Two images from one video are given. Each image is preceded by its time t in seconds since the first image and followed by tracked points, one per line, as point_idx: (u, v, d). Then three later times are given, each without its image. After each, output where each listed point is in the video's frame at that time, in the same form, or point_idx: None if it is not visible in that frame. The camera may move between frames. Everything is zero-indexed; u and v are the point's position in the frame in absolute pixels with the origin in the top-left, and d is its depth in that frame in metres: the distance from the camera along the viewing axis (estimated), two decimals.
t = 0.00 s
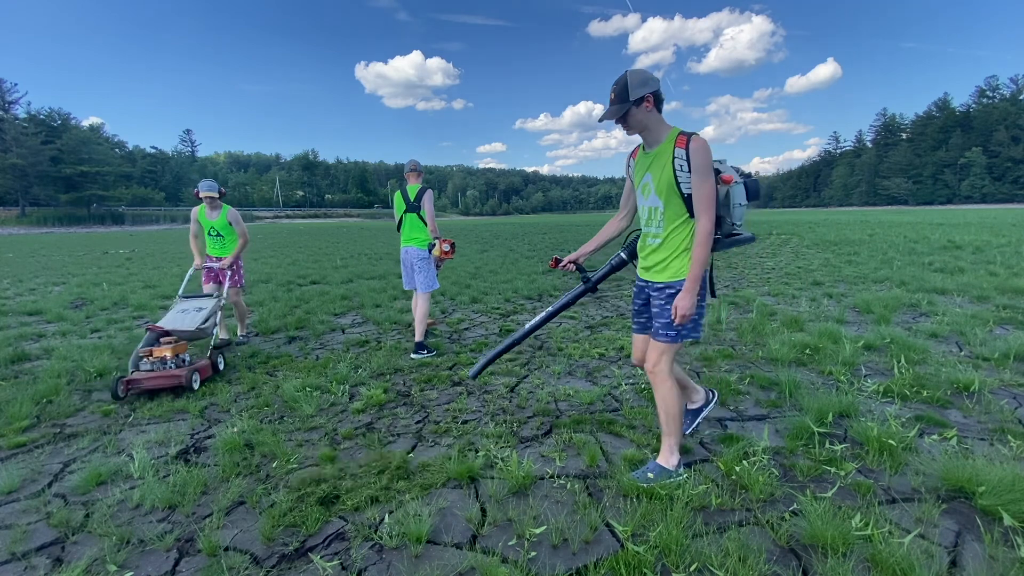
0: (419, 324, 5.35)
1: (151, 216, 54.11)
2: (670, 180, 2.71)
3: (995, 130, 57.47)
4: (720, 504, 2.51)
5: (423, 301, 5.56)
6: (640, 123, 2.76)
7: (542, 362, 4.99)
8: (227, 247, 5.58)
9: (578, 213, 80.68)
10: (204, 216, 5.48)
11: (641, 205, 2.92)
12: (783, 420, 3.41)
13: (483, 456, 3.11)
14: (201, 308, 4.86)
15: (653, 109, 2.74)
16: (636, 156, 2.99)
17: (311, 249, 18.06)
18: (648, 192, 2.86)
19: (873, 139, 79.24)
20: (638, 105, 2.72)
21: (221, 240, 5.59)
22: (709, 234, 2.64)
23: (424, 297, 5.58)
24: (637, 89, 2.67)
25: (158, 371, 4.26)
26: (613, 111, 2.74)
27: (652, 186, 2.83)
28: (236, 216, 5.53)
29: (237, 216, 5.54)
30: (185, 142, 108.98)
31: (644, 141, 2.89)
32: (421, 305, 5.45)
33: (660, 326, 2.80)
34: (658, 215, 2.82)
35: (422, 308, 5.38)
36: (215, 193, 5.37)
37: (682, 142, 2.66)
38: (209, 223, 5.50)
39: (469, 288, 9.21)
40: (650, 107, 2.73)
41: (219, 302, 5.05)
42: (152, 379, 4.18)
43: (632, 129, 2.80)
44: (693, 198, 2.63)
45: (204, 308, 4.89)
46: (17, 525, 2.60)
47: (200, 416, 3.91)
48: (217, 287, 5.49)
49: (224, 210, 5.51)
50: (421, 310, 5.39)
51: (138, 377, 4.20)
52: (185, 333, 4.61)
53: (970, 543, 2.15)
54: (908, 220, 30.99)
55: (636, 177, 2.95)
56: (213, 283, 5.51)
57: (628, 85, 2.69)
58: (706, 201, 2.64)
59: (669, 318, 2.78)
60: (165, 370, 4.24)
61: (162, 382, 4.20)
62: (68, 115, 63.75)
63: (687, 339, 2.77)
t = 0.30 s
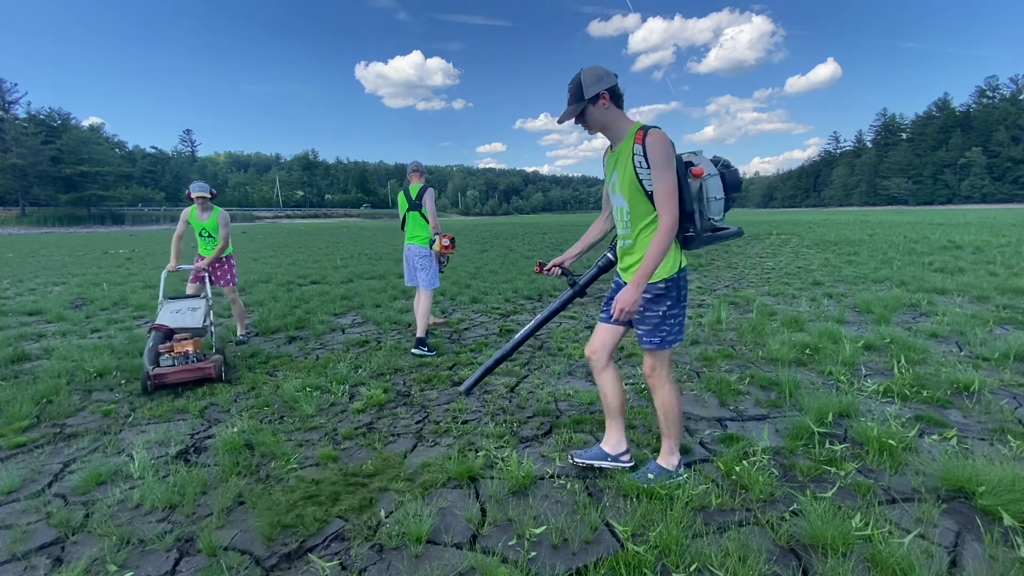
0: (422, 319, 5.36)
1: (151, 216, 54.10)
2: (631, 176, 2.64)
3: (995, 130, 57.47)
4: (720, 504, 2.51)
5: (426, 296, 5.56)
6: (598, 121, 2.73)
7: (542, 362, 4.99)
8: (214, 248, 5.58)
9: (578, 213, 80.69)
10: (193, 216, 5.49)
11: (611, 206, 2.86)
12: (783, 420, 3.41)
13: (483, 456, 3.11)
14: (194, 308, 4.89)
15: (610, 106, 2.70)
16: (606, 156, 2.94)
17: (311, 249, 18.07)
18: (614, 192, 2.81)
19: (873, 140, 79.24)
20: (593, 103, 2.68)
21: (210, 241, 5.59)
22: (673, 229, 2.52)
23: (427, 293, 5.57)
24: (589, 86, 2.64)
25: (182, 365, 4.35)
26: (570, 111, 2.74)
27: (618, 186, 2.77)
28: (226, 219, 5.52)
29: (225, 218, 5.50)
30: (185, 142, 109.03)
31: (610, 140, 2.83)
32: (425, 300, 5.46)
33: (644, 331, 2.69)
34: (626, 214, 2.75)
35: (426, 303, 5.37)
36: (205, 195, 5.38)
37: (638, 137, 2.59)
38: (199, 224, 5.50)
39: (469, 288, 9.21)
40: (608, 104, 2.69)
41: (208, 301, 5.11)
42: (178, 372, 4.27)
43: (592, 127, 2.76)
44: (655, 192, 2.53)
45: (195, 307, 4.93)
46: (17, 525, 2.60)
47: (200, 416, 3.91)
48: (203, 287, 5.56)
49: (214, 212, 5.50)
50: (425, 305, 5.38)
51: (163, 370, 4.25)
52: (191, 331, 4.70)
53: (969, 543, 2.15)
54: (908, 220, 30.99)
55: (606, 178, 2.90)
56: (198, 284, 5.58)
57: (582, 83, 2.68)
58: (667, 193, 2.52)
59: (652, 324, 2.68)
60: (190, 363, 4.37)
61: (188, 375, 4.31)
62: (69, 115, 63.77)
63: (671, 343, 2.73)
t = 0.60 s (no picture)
0: (423, 316, 5.35)
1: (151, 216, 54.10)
2: (580, 177, 2.58)
3: (995, 131, 57.49)
4: (720, 504, 2.51)
5: (427, 294, 5.55)
6: (548, 131, 2.67)
7: (542, 362, 4.99)
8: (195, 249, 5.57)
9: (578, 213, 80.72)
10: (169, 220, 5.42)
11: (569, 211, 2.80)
12: (784, 420, 3.41)
13: (483, 456, 3.11)
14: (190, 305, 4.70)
15: (560, 114, 2.64)
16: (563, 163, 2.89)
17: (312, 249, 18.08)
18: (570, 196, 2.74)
19: (873, 140, 79.26)
20: (543, 113, 2.63)
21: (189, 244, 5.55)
22: (623, 229, 2.44)
23: (429, 291, 5.56)
24: (536, 97, 2.60)
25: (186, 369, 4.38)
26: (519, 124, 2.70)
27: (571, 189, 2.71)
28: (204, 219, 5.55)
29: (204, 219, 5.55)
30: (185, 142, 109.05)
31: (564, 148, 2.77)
32: (427, 297, 5.46)
33: (611, 341, 2.62)
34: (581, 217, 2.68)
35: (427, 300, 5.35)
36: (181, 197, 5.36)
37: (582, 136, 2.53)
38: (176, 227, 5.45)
39: (469, 288, 9.21)
40: (556, 112, 2.63)
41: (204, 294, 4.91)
42: (184, 377, 4.30)
43: (545, 138, 2.71)
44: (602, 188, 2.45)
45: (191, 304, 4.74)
46: (17, 524, 2.60)
47: (200, 416, 3.91)
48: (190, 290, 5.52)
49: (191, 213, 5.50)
50: (427, 302, 5.36)
51: (167, 377, 4.24)
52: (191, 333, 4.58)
53: (969, 543, 2.15)
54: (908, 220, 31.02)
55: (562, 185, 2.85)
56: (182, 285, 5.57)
57: (528, 95, 2.63)
58: (616, 187, 2.44)
59: (619, 333, 2.60)
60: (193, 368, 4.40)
61: (193, 379, 4.35)
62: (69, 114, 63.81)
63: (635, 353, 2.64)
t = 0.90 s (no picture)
0: (423, 314, 5.36)
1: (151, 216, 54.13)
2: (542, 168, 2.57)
3: (995, 131, 57.50)
4: (720, 504, 2.51)
5: (427, 293, 5.56)
6: (515, 136, 2.64)
7: (542, 362, 4.99)
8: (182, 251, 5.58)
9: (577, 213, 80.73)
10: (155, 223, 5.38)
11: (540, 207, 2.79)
12: (783, 420, 3.41)
13: (483, 456, 3.12)
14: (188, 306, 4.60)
15: (527, 118, 2.61)
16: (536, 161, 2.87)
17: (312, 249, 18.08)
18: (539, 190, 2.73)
19: (873, 140, 79.27)
20: (509, 119, 2.61)
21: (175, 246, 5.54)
22: (578, 215, 2.39)
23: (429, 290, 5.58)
24: (500, 104, 2.59)
25: (187, 374, 4.35)
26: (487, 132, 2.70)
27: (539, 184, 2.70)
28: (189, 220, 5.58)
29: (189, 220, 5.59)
30: (185, 142, 109.06)
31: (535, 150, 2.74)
32: (427, 296, 5.48)
33: (562, 333, 2.53)
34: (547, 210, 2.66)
35: (428, 299, 5.35)
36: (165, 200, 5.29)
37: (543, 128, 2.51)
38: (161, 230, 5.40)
39: (469, 288, 9.20)
40: (522, 116, 2.60)
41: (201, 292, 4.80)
42: (185, 382, 4.28)
43: (513, 143, 2.69)
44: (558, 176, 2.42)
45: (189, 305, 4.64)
46: (17, 525, 2.60)
47: (199, 416, 3.91)
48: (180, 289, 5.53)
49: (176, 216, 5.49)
50: (427, 301, 5.37)
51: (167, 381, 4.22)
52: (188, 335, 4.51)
53: (969, 543, 2.15)
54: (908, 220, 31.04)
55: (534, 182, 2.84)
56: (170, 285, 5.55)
57: (494, 103, 2.64)
58: (573, 173, 2.40)
59: (571, 326, 2.52)
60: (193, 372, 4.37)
61: (193, 383, 4.32)
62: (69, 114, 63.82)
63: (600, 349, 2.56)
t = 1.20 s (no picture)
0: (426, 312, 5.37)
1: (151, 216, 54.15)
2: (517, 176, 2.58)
3: (995, 131, 57.52)
4: (720, 504, 2.51)
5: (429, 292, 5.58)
6: (497, 147, 2.60)
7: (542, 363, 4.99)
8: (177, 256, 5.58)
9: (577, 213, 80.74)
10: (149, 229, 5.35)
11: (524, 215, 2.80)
12: (783, 420, 3.41)
13: (483, 456, 3.11)
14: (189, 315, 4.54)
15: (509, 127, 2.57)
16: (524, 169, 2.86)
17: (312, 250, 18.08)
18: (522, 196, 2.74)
19: (873, 140, 79.28)
20: (490, 129, 2.57)
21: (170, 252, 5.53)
22: (542, 217, 2.36)
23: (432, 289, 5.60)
24: (480, 114, 2.56)
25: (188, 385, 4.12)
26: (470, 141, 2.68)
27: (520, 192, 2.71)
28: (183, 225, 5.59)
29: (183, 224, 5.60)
30: (186, 142, 109.09)
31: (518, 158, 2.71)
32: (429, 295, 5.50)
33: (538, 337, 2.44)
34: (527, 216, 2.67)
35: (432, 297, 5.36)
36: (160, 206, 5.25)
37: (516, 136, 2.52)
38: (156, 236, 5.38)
39: (469, 288, 9.20)
40: (503, 126, 2.56)
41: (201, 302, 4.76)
42: (186, 394, 4.03)
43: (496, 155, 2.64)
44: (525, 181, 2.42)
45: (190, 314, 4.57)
46: (17, 524, 2.60)
47: (199, 417, 3.91)
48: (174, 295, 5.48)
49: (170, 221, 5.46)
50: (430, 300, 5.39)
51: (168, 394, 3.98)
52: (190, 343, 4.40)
53: (969, 543, 2.15)
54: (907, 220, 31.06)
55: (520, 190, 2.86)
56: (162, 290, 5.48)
57: (475, 114, 2.61)
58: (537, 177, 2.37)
59: (545, 330, 2.42)
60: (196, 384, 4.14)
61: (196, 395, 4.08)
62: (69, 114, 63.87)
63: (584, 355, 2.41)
